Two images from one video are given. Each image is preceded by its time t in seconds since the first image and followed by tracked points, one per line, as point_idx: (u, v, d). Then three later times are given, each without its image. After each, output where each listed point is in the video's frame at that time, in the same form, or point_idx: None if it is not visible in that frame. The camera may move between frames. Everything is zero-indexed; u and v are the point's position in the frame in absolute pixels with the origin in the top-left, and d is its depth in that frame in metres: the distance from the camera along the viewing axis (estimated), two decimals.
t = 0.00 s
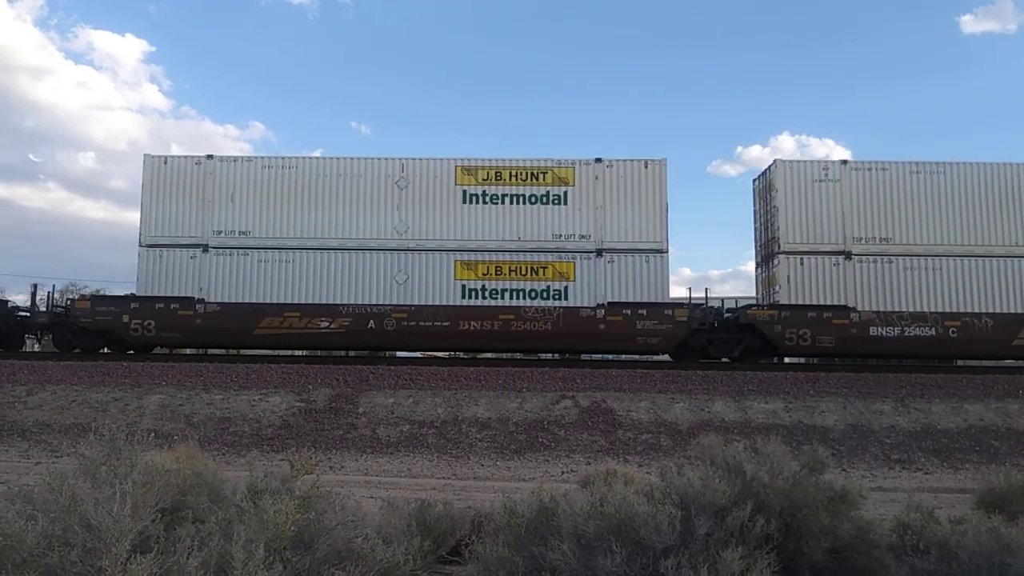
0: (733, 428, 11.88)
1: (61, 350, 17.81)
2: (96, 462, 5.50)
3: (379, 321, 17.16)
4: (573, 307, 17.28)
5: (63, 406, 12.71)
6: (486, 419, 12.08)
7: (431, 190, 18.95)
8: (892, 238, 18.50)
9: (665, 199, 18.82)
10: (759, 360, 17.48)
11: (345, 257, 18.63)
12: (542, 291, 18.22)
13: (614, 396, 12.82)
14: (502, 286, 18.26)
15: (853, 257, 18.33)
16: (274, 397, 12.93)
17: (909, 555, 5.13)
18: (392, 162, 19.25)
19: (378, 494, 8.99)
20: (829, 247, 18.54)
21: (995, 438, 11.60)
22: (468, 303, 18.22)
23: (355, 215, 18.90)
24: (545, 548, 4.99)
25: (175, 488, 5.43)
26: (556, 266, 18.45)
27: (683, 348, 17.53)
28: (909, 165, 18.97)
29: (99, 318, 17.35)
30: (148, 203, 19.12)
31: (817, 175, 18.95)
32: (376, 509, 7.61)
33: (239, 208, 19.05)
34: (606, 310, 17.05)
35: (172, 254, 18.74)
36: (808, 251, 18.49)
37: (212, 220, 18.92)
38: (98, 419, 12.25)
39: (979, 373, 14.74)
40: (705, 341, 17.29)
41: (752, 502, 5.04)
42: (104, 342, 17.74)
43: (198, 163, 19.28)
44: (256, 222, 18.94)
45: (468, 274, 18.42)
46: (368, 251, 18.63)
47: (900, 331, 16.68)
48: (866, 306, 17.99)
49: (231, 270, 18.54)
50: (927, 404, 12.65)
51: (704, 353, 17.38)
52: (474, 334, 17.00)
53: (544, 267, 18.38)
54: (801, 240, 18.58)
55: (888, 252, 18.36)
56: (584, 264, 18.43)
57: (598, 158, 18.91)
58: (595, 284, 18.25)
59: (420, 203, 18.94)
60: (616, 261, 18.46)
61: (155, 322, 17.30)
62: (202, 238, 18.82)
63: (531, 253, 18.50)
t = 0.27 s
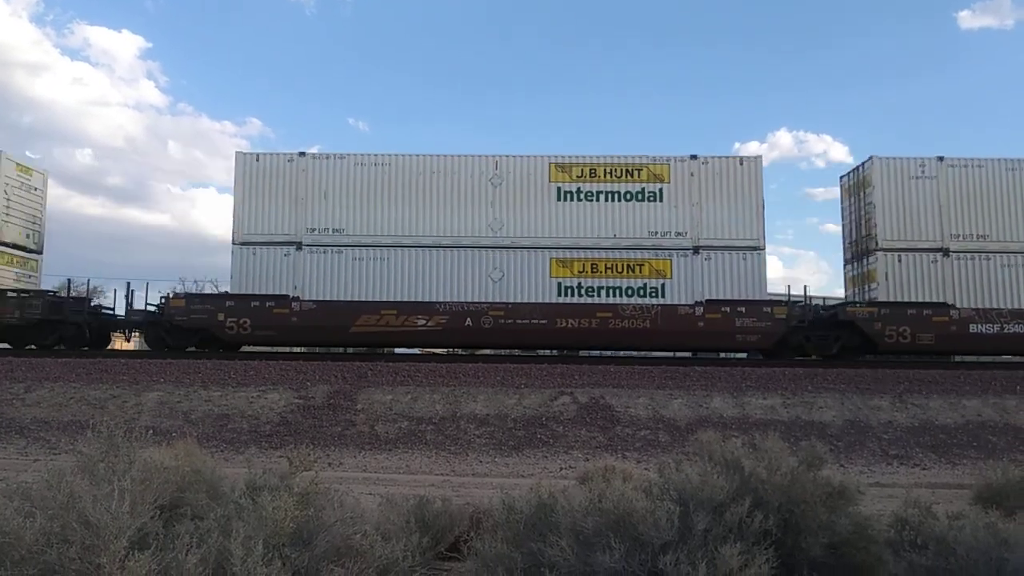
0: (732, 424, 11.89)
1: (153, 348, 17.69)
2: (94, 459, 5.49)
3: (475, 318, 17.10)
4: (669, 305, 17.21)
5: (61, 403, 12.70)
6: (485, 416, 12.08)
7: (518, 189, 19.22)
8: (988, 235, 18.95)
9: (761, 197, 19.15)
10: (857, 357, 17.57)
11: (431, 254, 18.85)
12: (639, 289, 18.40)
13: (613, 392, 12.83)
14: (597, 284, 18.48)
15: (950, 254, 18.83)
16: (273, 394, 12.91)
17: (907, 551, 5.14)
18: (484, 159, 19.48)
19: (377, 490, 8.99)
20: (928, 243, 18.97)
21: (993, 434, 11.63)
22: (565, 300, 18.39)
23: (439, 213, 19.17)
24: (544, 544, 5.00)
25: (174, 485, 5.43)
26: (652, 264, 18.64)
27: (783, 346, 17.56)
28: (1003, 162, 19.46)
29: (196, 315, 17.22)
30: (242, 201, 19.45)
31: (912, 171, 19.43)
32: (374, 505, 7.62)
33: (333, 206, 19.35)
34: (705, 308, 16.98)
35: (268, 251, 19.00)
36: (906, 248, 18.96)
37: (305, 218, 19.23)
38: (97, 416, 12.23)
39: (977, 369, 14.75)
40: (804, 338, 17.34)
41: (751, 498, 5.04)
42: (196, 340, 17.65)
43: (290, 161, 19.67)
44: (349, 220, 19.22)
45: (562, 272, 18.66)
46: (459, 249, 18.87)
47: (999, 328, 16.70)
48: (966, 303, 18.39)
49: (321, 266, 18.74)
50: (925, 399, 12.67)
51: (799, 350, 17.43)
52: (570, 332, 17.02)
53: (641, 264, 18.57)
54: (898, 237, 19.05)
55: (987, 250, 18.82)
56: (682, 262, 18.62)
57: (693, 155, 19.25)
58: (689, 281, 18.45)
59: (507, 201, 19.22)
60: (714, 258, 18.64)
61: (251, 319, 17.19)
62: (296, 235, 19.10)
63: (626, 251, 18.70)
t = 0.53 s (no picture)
0: (733, 427, 11.87)
1: (239, 352, 17.50)
2: (95, 461, 5.50)
3: (565, 322, 16.98)
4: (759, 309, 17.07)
5: (63, 405, 12.70)
6: (486, 418, 12.07)
7: (620, 190, 19.48)
8: None
9: (851, 200, 19.38)
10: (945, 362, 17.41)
11: (525, 258, 19.09)
12: (728, 292, 18.53)
13: (614, 395, 12.82)
14: (686, 287, 18.62)
15: None
16: (274, 396, 12.91)
17: (909, 554, 5.13)
18: (574, 163, 19.75)
19: (378, 493, 8.99)
20: None
21: (995, 437, 11.60)
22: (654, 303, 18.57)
23: (527, 217, 19.38)
24: (545, 547, 5.00)
25: (175, 487, 5.43)
26: (742, 267, 18.78)
27: (874, 350, 17.26)
28: None
29: (285, 319, 17.14)
30: (326, 204, 19.55)
31: (1003, 176, 19.45)
32: (376, 507, 7.62)
33: (416, 209, 19.53)
34: (796, 313, 16.77)
35: (355, 254, 19.20)
36: (996, 251, 19.04)
37: (392, 221, 19.40)
38: (98, 418, 12.24)
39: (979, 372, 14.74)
40: (895, 343, 17.05)
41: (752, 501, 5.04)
42: (281, 345, 17.48)
43: (376, 164, 19.76)
44: (433, 223, 19.41)
45: (652, 275, 18.87)
46: (543, 252, 19.15)
47: None
48: None
49: (413, 270, 18.99)
50: (927, 403, 12.65)
51: (891, 355, 17.16)
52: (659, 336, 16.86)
53: (732, 268, 18.71)
54: (988, 241, 19.14)
55: None
56: (771, 265, 18.81)
57: (782, 159, 19.55)
58: (781, 284, 18.62)
59: (603, 205, 19.45)
60: (804, 262, 18.92)
61: (342, 323, 17.12)
62: (382, 238, 19.29)
63: (717, 254, 18.97)
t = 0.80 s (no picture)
0: (734, 423, 11.88)
1: (325, 349, 18.02)
2: (96, 458, 5.51)
3: (655, 320, 17.47)
4: (850, 306, 17.41)
5: (64, 402, 12.72)
6: (487, 415, 12.08)
7: (705, 189, 19.41)
8: None
9: (940, 199, 19.37)
10: None
11: (615, 257, 19.00)
12: (820, 290, 18.59)
13: (615, 392, 12.83)
14: (776, 286, 18.65)
15: None
16: (275, 393, 12.92)
17: (909, 550, 5.13)
18: (661, 160, 19.64)
19: (379, 490, 8.99)
20: None
21: (996, 433, 11.60)
22: (744, 302, 18.64)
23: (614, 215, 19.26)
24: (545, 543, 5.00)
25: (176, 484, 5.44)
26: (832, 265, 18.87)
27: (964, 348, 17.70)
28: None
29: (373, 317, 17.70)
30: (411, 202, 19.20)
31: None
32: (378, 504, 7.64)
33: (504, 207, 19.28)
34: (889, 311, 17.19)
35: (443, 253, 18.90)
36: None
37: (479, 220, 19.13)
38: (99, 416, 12.25)
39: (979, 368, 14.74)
40: (987, 341, 17.45)
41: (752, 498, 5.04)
42: (365, 343, 18.03)
43: (462, 161, 19.51)
44: (522, 222, 19.20)
45: (742, 273, 18.85)
46: (634, 251, 19.02)
47: None
48: None
49: (502, 269, 18.76)
50: (928, 399, 12.64)
51: (981, 352, 17.58)
52: (752, 333, 17.20)
53: (823, 266, 18.79)
54: None
55: None
56: (861, 263, 18.89)
57: (872, 156, 19.47)
58: (873, 282, 18.70)
59: (690, 205, 19.35)
60: (894, 259, 18.94)
61: (429, 322, 17.57)
62: (470, 237, 19.03)
63: (807, 251, 18.94)
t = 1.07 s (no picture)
0: (734, 423, 11.87)
1: (413, 350, 17.69)
2: (97, 457, 5.52)
3: (747, 322, 17.14)
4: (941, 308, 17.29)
5: (65, 402, 12.73)
6: (488, 415, 12.08)
7: (787, 190, 19.70)
8: None
9: None
10: None
11: (702, 256, 19.31)
12: (910, 291, 18.79)
13: (615, 392, 12.83)
14: (866, 287, 18.89)
15: None
16: (276, 393, 12.93)
17: (909, 550, 5.12)
18: (748, 161, 19.95)
19: (380, 489, 9.00)
20: None
21: (996, 434, 11.60)
22: (835, 302, 18.85)
23: (699, 215, 19.59)
24: (546, 543, 5.00)
25: (176, 483, 5.44)
26: (922, 266, 19.06)
27: None
28: None
29: (461, 319, 17.33)
30: (499, 202, 19.54)
31: None
32: (379, 504, 7.64)
33: (590, 208, 19.59)
34: (980, 312, 17.03)
35: (530, 253, 19.24)
36: None
37: (566, 220, 19.47)
38: (100, 415, 12.26)
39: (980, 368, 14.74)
40: None
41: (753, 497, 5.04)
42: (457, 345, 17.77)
43: (549, 162, 19.81)
44: (608, 222, 19.52)
45: (832, 274, 19.05)
46: (723, 251, 19.34)
47: None
48: None
49: (588, 269, 19.11)
50: (929, 399, 12.64)
51: None
52: (843, 335, 16.99)
53: (912, 267, 19.01)
54: None
55: None
56: (952, 264, 19.05)
57: (960, 157, 19.63)
58: (963, 282, 18.83)
59: (777, 205, 19.66)
60: (984, 260, 19.05)
61: (519, 323, 17.31)
62: (556, 237, 19.37)
63: (895, 253, 19.19)
